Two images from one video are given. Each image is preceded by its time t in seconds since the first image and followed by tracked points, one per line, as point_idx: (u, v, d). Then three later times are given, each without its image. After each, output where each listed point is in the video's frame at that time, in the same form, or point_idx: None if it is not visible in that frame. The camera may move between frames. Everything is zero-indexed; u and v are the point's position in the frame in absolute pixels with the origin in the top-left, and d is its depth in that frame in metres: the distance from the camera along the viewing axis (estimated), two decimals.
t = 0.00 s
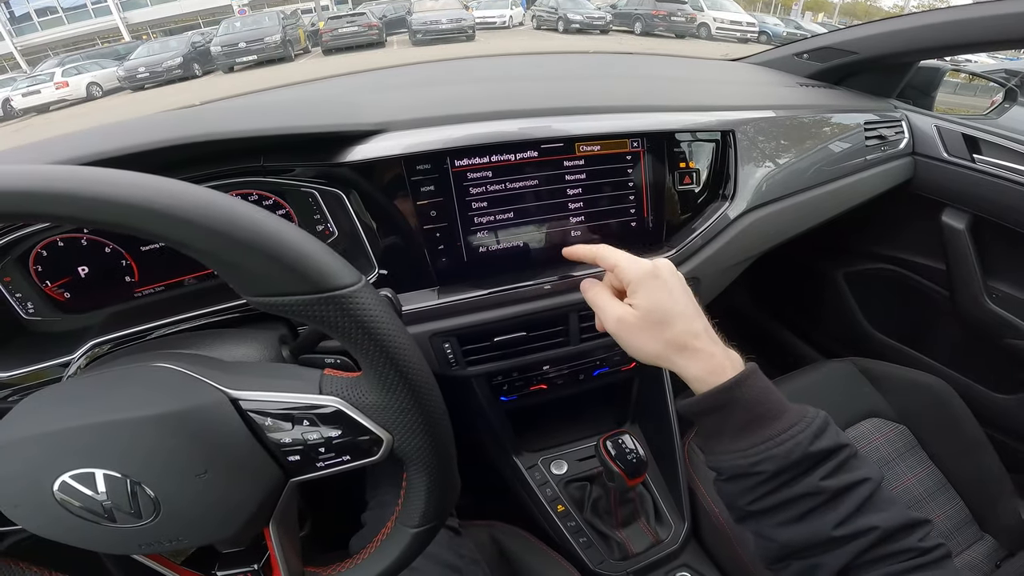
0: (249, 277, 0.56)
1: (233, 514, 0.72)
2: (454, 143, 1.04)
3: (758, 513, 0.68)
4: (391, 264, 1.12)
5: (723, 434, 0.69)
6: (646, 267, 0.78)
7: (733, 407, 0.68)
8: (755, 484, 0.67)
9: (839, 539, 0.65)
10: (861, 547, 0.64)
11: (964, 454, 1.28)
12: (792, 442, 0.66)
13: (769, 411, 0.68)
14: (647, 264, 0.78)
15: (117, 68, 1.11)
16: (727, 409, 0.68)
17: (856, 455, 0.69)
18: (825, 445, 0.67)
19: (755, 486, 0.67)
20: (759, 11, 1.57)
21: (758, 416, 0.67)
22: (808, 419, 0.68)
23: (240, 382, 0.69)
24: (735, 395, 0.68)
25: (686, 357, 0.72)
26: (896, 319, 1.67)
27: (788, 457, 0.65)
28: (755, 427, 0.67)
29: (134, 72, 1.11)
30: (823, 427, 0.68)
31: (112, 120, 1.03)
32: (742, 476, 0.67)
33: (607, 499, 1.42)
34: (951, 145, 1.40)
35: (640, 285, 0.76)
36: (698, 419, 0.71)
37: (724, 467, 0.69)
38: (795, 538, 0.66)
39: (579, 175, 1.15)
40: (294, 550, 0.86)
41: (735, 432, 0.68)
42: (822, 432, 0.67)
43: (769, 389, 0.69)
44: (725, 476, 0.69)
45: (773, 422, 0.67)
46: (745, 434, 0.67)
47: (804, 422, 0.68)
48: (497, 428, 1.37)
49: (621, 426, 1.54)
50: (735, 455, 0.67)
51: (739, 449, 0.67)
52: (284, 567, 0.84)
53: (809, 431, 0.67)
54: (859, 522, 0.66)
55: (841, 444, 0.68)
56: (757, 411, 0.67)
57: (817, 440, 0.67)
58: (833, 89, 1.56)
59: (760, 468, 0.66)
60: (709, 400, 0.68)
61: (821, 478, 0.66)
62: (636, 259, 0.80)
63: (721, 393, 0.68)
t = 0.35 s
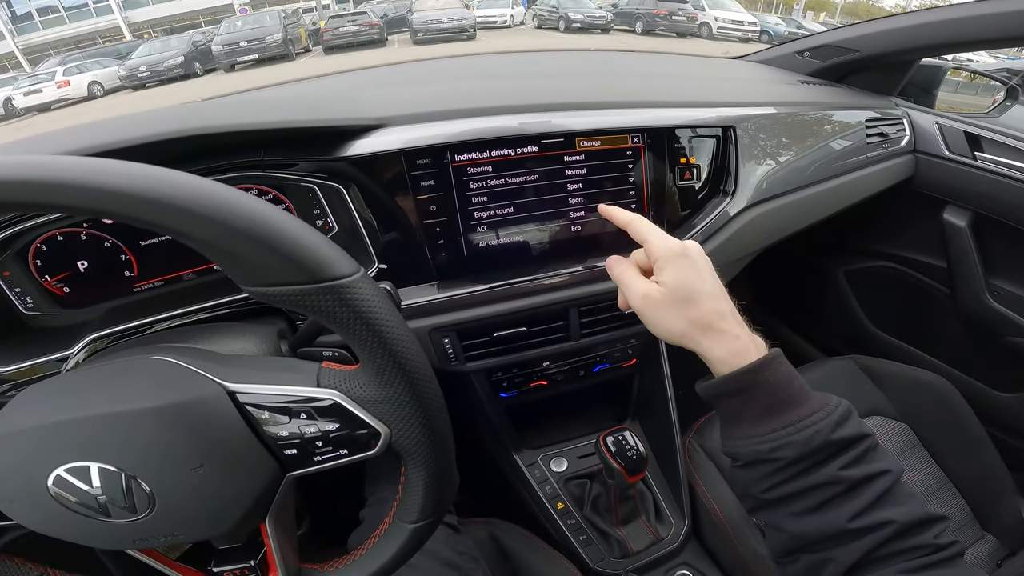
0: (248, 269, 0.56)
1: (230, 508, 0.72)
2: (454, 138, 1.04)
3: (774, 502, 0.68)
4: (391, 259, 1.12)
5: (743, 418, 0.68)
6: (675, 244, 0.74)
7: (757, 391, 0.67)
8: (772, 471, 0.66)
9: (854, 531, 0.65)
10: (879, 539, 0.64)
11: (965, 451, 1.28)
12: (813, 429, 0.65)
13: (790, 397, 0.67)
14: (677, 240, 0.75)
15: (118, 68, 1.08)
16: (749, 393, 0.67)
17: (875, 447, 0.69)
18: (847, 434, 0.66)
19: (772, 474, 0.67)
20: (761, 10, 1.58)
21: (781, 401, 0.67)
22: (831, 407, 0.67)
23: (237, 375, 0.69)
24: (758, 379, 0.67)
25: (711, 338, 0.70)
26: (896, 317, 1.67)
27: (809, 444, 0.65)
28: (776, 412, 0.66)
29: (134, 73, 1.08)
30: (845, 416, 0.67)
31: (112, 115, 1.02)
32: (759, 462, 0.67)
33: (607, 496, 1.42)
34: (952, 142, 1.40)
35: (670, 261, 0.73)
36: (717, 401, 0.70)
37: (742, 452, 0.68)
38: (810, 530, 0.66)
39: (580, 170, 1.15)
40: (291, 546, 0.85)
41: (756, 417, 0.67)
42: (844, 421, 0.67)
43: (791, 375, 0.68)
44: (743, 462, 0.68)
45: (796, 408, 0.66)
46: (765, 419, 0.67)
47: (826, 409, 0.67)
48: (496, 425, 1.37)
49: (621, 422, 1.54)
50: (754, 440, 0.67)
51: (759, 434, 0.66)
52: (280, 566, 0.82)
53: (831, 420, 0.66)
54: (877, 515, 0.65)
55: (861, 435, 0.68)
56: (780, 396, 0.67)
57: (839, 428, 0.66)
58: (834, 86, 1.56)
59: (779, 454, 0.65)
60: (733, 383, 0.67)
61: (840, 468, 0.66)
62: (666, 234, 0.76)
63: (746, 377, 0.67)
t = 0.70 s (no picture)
0: (244, 269, 0.55)
1: (227, 508, 0.72)
2: (453, 137, 1.03)
3: (771, 496, 0.67)
4: (390, 258, 1.12)
5: (740, 412, 0.69)
6: (684, 243, 0.78)
7: (753, 384, 0.68)
8: (768, 464, 0.66)
9: (848, 527, 0.64)
10: (872, 537, 0.63)
11: (964, 452, 1.28)
12: (810, 422, 0.65)
13: (787, 392, 0.67)
14: (685, 239, 0.78)
15: (119, 67, 1.10)
16: (746, 386, 0.68)
17: (873, 442, 0.68)
18: (844, 428, 0.66)
19: (768, 468, 0.66)
20: (762, 9, 1.61)
21: (778, 395, 0.67)
22: (829, 401, 0.67)
23: (234, 375, 0.69)
24: (756, 373, 0.68)
25: (711, 333, 0.72)
26: (896, 316, 1.67)
27: (805, 436, 0.65)
28: (773, 406, 0.67)
29: (134, 71, 1.10)
30: (843, 410, 0.67)
31: (111, 113, 1.02)
32: (756, 455, 0.67)
33: (606, 497, 1.41)
34: (953, 142, 1.40)
35: (676, 258, 0.77)
36: (716, 396, 0.71)
37: (740, 445, 0.68)
38: (805, 525, 0.65)
39: (579, 168, 1.15)
40: (289, 547, 0.85)
41: (753, 410, 0.68)
42: (841, 414, 0.67)
43: (789, 371, 0.69)
44: (741, 455, 0.69)
45: (792, 402, 0.67)
46: (763, 413, 0.67)
47: (824, 403, 0.67)
48: (495, 424, 1.36)
49: (621, 422, 1.54)
50: (750, 434, 0.67)
51: (756, 427, 0.67)
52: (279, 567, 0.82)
53: (828, 414, 0.66)
54: (872, 511, 0.65)
55: (859, 429, 0.67)
56: (776, 390, 0.67)
57: (836, 421, 0.66)
58: (836, 86, 1.55)
59: (775, 447, 0.65)
60: (730, 375, 0.69)
61: (836, 461, 0.65)
62: (676, 234, 0.80)
63: (743, 370, 0.68)
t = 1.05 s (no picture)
0: (252, 265, 0.56)
1: (232, 505, 0.72)
2: (456, 135, 1.04)
3: (768, 489, 0.68)
4: (392, 254, 1.12)
5: (738, 406, 0.69)
6: (683, 239, 0.78)
7: (750, 379, 0.69)
8: (766, 458, 0.67)
9: (844, 521, 0.65)
10: (867, 530, 0.64)
11: (959, 449, 1.29)
12: (806, 416, 0.66)
13: (784, 385, 0.68)
14: (685, 234, 0.79)
15: (114, 63, 1.08)
16: (742, 381, 0.69)
17: (868, 436, 0.69)
18: (839, 422, 0.67)
19: (764, 461, 0.67)
20: (761, 8, 1.63)
21: (773, 389, 0.68)
22: (824, 395, 0.68)
23: (240, 373, 0.69)
24: (752, 367, 0.69)
25: (710, 329, 0.73)
26: (894, 315, 1.68)
27: (800, 430, 0.65)
28: (769, 400, 0.68)
29: (131, 68, 1.08)
30: (837, 404, 0.68)
31: (110, 110, 1.02)
32: (752, 449, 0.68)
33: (606, 493, 1.42)
34: (952, 142, 1.41)
35: (676, 253, 0.77)
36: (715, 391, 0.72)
37: (738, 439, 0.69)
38: (803, 519, 0.66)
39: (580, 166, 1.15)
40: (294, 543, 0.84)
41: (750, 404, 0.68)
42: (837, 408, 0.68)
43: (785, 365, 0.70)
44: (737, 449, 0.69)
45: (789, 396, 0.68)
46: (760, 407, 0.68)
47: (819, 397, 0.68)
48: (496, 421, 1.37)
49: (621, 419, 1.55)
50: (748, 427, 0.68)
51: (753, 421, 0.68)
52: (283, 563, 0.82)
53: (824, 408, 0.67)
54: (867, 505, 0.65)
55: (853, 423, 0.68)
56: (773, 384, 0.68)
57: (830, 416, 0.67)
58: (835, 85, 1.56)
59: (771, 441, 0.66)
60: (726, 371, 0.70)
61: (831, 455, 0.66)
62: (677, 229, 0.80)
63: (737, 366, 0.69)
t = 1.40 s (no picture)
0: (245, 262, 0.55)
1: (225, 504, 0.72)
2: (452, 133, 1.04)
3: (785, 503, 0.67)
4: (388, 253, 1.12)
5: (764, 418, 0.67)
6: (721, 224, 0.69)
7: (784, 389, 0.66)
8: (791, 471, 0.66)
9: (864, 533, 0.65)
10: (885, 541, 0.65)
11: (953, 447, 1.30)
12: (837, 429, 0.66)
13: (815, 397, 0.67)
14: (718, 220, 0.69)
15: (108, 62, 1.09)
16: (776, 391, 0.66)
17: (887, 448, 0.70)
18: (866, 435, 0.67)
19: (792, 474, 0.66)
20: (756, 7, 1.59)
21: (805, 400, 0.67)
22: (850, 408, 0.68)
23: (233, 370, 0.69)
24: (786, 376, 0.66)
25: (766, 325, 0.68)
26: (888, 313, 1.68)
27: (832, 443, 0.65)
28: (801, 412, 0.66)
29: (125, 67, 1.09)
30: (863, 418, 0.68)
31: (104, 109, 1.02)
32: (780, 462, 0.66)
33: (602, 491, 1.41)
34: (945, 141, 1.42)
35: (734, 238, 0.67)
36: (733, 401, 0.69)
37: (762, 453, 0.67)
38: (824, 531, 0.66)
39: (575, 164, 1.15)
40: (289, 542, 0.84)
41: (779, 416, 0.67)
42: (863, 422, 0.68)
43: (814, 377, 0.68)
44: (760, 462, 0.67)
45: (819, 408, 0.67)
46: (790, 418, 0.66)
47: (846, 411, 0.68)
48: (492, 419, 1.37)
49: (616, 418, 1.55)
50: (775, 439, 0.66)
51: (784, 434, 0.66)
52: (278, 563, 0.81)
53: (853, 421, 0.67)
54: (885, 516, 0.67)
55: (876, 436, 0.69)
56: (805, 396, 0.67)
57: (858, 429, 0.67)
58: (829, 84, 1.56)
59: (802, 454, 0.65)
60: (765, 378, 0.66)
61: (858, 468, 0.66)
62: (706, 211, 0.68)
63: (781, 373, 0.66)
